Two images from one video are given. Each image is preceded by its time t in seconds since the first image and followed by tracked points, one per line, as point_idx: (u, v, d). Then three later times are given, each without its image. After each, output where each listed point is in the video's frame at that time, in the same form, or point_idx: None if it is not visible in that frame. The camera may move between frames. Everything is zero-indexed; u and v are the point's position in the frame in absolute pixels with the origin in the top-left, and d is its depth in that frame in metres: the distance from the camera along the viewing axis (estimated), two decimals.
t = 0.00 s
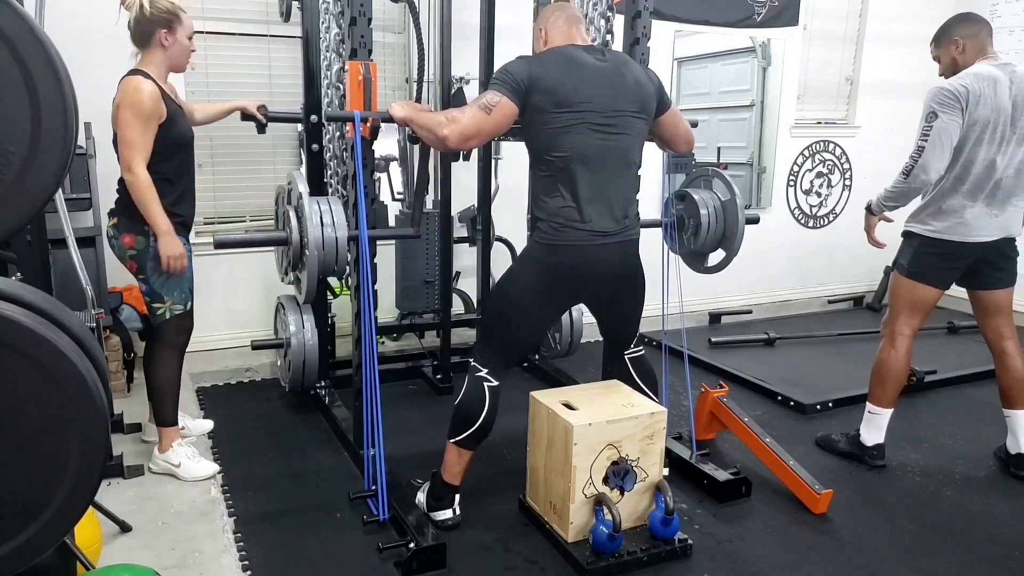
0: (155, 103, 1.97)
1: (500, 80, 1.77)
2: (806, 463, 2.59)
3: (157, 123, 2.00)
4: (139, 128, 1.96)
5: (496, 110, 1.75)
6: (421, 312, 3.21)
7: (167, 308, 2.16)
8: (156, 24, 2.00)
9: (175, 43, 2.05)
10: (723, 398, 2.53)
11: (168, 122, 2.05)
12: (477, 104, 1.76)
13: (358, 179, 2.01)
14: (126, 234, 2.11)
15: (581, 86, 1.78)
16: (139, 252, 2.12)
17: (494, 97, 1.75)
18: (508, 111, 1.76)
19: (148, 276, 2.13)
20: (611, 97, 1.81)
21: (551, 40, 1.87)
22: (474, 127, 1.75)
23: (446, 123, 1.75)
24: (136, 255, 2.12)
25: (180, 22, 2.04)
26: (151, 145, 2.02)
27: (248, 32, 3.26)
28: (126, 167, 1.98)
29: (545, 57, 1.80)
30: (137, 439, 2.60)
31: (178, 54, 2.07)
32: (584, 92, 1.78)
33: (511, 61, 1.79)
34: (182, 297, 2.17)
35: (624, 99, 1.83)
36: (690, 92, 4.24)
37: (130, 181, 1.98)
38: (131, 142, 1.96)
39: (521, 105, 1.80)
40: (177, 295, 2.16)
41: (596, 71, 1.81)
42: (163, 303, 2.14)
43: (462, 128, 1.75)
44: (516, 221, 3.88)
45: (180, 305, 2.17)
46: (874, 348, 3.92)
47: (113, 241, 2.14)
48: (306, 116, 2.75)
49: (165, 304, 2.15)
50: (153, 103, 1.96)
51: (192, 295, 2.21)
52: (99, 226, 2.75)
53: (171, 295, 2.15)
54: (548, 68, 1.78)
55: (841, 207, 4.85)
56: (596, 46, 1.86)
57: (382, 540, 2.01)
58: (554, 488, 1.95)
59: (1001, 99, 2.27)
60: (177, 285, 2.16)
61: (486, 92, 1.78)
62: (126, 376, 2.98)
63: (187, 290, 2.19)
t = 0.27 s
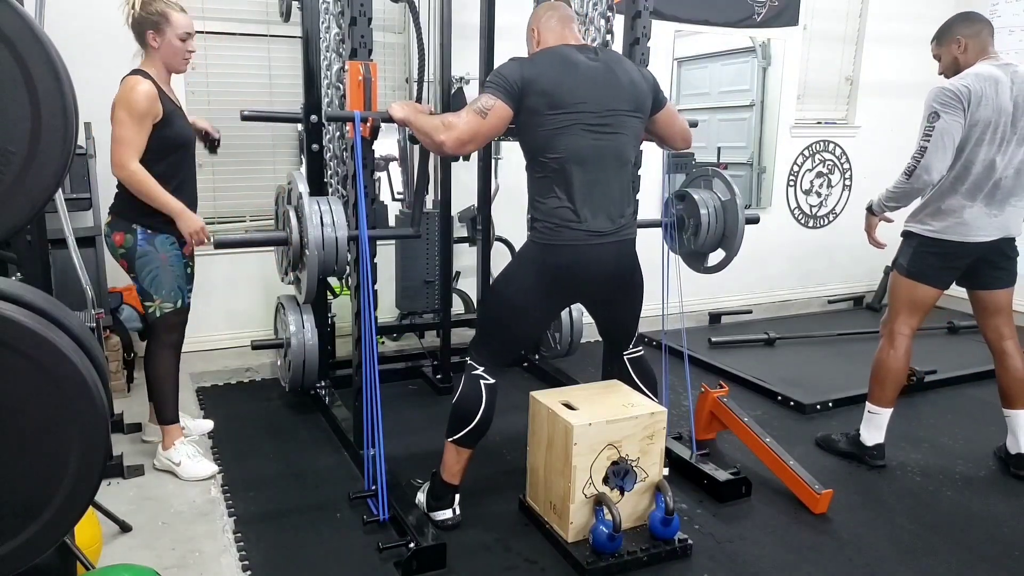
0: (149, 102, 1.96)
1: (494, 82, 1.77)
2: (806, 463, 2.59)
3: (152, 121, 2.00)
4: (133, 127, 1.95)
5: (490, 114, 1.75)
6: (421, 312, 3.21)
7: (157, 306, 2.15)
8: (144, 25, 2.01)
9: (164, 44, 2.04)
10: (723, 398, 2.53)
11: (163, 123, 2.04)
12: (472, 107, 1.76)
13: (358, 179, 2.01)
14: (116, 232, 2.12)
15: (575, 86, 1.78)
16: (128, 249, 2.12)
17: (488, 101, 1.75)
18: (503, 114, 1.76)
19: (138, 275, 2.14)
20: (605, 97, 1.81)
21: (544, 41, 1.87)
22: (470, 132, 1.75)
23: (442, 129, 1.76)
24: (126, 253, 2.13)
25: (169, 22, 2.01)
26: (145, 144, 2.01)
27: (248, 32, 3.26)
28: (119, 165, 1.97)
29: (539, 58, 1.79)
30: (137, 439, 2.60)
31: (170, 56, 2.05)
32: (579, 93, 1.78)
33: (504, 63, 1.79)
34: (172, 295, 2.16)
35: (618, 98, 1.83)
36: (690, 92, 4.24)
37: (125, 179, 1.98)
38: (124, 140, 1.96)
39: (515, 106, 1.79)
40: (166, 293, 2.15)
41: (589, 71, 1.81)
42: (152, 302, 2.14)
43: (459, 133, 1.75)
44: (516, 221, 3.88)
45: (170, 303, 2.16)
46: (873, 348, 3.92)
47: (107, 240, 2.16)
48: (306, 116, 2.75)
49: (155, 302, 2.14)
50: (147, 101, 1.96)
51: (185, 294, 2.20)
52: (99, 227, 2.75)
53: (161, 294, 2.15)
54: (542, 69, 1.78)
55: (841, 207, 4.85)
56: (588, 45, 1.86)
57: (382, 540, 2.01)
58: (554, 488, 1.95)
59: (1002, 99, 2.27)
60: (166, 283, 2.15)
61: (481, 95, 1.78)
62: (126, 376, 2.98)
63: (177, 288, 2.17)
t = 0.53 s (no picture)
0: (145, 100, 1.96)
1: (496, 81, 1.77)
2: (806, 463, 2.59)
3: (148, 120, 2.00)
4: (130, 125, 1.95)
5: (493, 112, 1.75)
6: (421, 312, 3.21)
7: (158, 311, 2.14)
8: (137, 26, 2.01)
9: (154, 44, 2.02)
10: (723, 398, 2.53)
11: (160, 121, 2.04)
12: (474, 105, 1.76)
13: (358, 179, 2.01)
14: (116, 236, 2.11)
15: (576, 86, 1.78)
16: (128, 254, 2.11)
17: (490, 98, 1.75)
18: (505, 112, 1.76)
19: (137, 280, 2.13)
20: (605, 98, 1.81)
21: (547, 41, 1.87)
22: (472, 129, 1.75)
23: (445, 126, 1.76)
24: (126, 258, 2.12)
25: (160, 24, 1.99)
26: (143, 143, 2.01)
27: (248, 32, 3.26)
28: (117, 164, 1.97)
29: (541, 59, 1.80)
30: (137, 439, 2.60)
31: (160, 57, 2.03)
32: (579, 93, 1.78)
33: (507, 62, 1.79)
34: (173, 300, 2.15)
35: (618, 100, 1.83)
36: (690, 92, 4.23)
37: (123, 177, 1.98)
38: (121, 138, 1.95)
39: (516, 106, 1.79)
40: (167, 297, 2.14)
41: (590, 72, 1.81)
42: (153, 307, 2.13)
43: (461, 131, 1.75)
44: (516, 221, 3.88)
45: (170, 308, 2.15)
46: (874, 348, 3.92)
47: (107, 244, 2.16)
48: (306, 115, 2.75)
49: (155, 307, 2.13)
50: (142, 99, 1.95)
51: (185, 299, 2.19)
52: (99, 227, 2.75)
53: (161, 298, 2.14)
54: (543, 69, 1.78)
55: (841, 207, 4.85)
56: (590, 46, 1.86)
57: (382, 540, 2.01)
58: (554, 488, 1.95)
59: (1006, 100, 2.27)
60: (167, 287, 2.14)
61: (483, 93, 1.78)
62: (126, 376, 2.98)
63: (178, 292, 2.16)
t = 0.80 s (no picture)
0: (125, 105, 1.92)
1: (506, 76, 1.77)
2: (806, 463, 2.59)
3: (129, 125, 1.95)
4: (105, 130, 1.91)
5: (500, 105, 1.75)
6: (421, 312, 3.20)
7: (161, 319, 2.13)
8: (131, 24, 1.96)
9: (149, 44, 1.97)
10: (723, 398, 2.53)
11: (160, 122, 2.03)
12: (482, 99, 1.76)
13: (358, 179, 2.01)
14: (113, 242, 2.08)
15: (584, 84, 1.78)
16: (126, 260, 2.08)
17: (499, 93, 1.76)
18: (513, 106, 1.76)
19: (138, 288, 2.10)
20: (612, 96, 1.81)
21: (554, 38, 1.86)
22: (477, 121, 1.75)
23: (449, 118, 1.76)
24: (123, 265, 2.09)
25: (157, 22, 1.94)
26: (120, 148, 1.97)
27: (248, 32, 3.26)
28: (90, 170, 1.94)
29: (549, 57, 1.80)
30: (137, 439, 2.60)
31: (155, 56, 1.98)
32: (588, 91, 1.78)
33: (517, 60, 1.80)
34: (177, 308, 2.15)
35: (626, 97, 1.83)
36: (690, 92, 4.24)
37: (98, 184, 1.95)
38: (96, 144, 1.92)
39: (525, 102, 1.79)
40: (170, 306, 2.13)
41: (598, 70, 1.81)
42: (157, 315, 2.11)
43: (466, 123, 1.75)
44: (516, 221, 3.88)
45: (175, 316, 2.14)
46: (874, 348, 3.92)
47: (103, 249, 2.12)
48: (306, 115, 2.75)
49: (159, 315, 2.12)
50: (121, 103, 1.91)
51: (187, 307, 2.18)
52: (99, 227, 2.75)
53: (165, 306, 2.12)
54: (551, 67, 1.78)
55: (841, 207, 4.85)
56: (598, 44, 1.86)
57: (382, 540, 2.01)
58: (554, 488, 1.95)
59: (1008, 101, 2.27)
60: (169, 296, 2.13)
61: (491, 88, 1.78)
62: (125, 376, 2.98)
63: (181, 300, 2.16)
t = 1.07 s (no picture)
0: (127, 107, 1.90)
1: (495, 81, 1.76)
2: (806, 463, 2.60)
3: (129, 127, 1.94)
4: (105, 134, 1.90)
5: (491, 111, 1.75)
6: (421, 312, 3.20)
7: (151, 324, 2.13)
8: (141, 21, 1.95)
9: (159, 42, 1.97)
10: (723, 398, 2.53)
11: (165, 124, 2.03)
12: (472, 106, 1.76)
13: (358, 179, 2.01)
14: (104, 243, 2.08)
15: (574, 87, 1.79)
16: (116, 263, 2.08)
17: (489, 99, 1.75)
18: (502, 112, 1.76)
19: (128, 292, 2.10)
20: (601, 98, 1.81)
21: (544, 41, 1.86)
22: (470, 130, 1.75)
23: (442, 127, 1.76)
24: (113, 267, 2.09)
25: (168, 21, 1.94)
26: (121, 151, 1.96)
27: (248, 32, 3.26)
28: (90, 174, 1.93)
29: (539, 59, 1.80)
30: (137, 440, 2.60)
31: (166, 55, 1.98)
32: (577, 94, 1.78)
33: (504, 64, 1.79)
34: (167, 314, 2.13)
35: (615, 100, 1.83)
36: (690, 92, 4.24)
37: (97, 188, 1.94)
38: (96, 148, 1.91)
39: (515, 106, 1.79)
40: (161, 311, 2.12)
41: (588, 72, 1.81)
42: (146, 320, 2.11)
43: (458, 132, 1.75)
44: (516, 221, 3.88)
45: (165, 321, 2.13)
46: (874, 348, 3.92)
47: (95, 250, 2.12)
48: (306, 116, 2.75)
49: (149, 320, 2.12)
50: (121, 105, 1.90)
51: (181, 309, 2.17)
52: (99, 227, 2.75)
53: (155, 311, 2.12)
54: (541, 69, 1.78)
55: (841, 207, 4.85)
56: (587, 47, 1.86)
57: (382, 540, 2.01)
58: (554, 488, 1.95)
59: (1012, 99, 2.27)
60: (159, 301, 2.11)
61: (481, 94, 1.78)
62: (126, 376, 2.98)
63: (173, 306, 2.14)
